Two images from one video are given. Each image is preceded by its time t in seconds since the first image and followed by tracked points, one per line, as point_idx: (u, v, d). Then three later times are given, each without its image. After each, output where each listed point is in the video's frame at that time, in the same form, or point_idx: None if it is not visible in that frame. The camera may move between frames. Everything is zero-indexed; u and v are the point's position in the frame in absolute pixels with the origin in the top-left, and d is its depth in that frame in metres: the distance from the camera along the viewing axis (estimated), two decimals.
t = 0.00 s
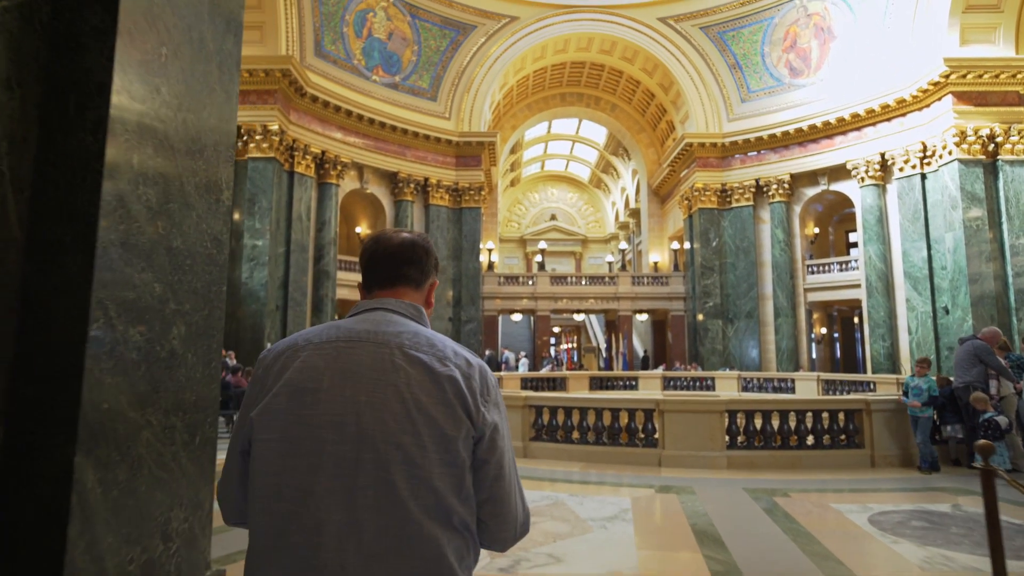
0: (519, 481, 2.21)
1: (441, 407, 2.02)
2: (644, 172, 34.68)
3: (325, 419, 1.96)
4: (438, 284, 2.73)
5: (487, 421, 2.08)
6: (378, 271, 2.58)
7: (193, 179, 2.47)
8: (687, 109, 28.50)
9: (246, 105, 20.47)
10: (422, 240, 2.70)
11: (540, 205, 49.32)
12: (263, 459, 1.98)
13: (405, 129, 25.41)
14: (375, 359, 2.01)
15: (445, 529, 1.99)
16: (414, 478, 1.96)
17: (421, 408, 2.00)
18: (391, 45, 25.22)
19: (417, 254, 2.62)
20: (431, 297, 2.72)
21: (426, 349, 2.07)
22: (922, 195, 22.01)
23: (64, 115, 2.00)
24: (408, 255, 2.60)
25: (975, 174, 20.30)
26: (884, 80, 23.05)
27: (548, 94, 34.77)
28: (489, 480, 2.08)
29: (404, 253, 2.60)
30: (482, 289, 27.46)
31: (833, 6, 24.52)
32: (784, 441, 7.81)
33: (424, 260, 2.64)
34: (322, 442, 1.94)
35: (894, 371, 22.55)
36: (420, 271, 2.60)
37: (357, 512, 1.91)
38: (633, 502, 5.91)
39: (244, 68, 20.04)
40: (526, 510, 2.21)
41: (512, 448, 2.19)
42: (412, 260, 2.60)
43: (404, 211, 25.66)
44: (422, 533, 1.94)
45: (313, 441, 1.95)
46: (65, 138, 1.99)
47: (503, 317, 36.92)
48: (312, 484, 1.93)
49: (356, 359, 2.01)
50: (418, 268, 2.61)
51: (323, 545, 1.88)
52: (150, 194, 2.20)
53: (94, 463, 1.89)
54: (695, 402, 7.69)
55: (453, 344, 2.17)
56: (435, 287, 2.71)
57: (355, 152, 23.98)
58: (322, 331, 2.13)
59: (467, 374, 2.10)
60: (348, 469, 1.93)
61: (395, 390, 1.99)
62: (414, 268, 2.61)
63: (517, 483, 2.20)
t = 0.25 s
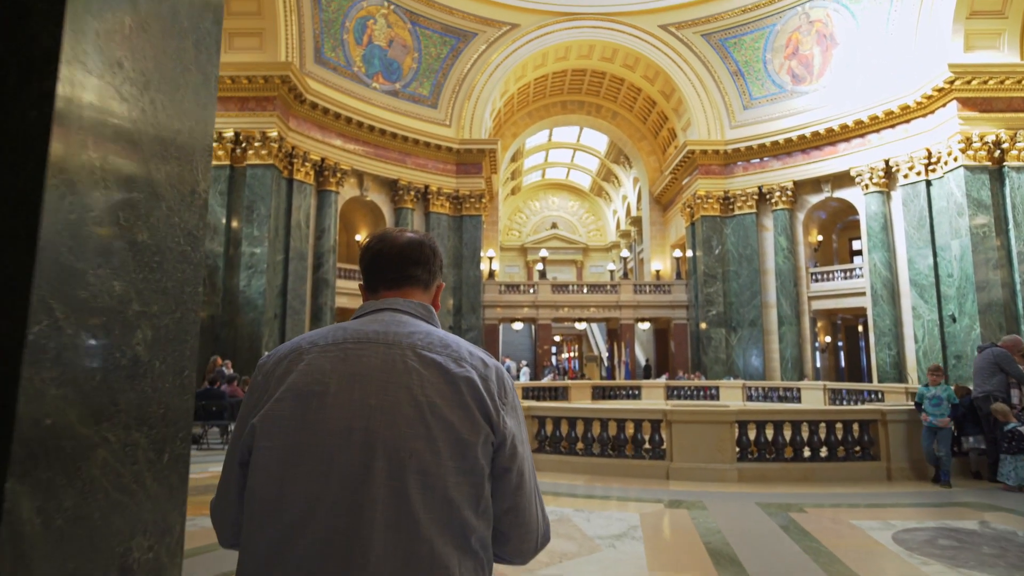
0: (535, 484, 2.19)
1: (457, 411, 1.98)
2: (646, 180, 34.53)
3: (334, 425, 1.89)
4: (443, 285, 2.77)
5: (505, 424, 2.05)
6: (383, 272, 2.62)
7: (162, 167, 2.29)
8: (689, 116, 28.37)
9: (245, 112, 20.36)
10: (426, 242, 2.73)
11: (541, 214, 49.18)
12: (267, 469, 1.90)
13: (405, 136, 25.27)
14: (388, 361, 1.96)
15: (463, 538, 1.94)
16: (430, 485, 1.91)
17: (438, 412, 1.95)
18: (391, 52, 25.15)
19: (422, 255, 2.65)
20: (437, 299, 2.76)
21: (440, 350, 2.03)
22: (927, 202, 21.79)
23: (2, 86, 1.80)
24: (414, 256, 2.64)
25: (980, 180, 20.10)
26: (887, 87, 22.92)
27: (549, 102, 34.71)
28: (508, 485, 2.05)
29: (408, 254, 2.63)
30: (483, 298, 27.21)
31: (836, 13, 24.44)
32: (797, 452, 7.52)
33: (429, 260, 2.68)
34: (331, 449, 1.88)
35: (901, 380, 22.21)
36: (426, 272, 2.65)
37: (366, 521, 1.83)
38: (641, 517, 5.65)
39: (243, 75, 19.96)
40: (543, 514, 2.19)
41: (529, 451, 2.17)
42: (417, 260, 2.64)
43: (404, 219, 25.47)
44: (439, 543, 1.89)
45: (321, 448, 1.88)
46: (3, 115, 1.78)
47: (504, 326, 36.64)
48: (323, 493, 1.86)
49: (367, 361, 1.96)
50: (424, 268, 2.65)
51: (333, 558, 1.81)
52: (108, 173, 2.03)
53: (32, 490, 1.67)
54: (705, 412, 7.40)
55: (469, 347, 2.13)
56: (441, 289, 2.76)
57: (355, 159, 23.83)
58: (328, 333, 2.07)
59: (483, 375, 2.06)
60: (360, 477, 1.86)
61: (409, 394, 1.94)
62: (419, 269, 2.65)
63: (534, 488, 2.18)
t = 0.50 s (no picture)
0: (545, 498, 2.03)
1: (454, 425, 1.82)
2: (647, 188, 34.37)
3: (321, 448, 1.74)
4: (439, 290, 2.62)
5: (508, 435, 1.89)
6: (373, 282, 2.47)
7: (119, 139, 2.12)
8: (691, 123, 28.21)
9: (244, 117, 20.23)
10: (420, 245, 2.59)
11: (541, 222, 49.02)
12: (254, 500, 1.77)
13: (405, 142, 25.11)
14: (377, 375, 1.81)
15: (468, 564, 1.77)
16: (427, 509, 1.74)
17: (433, 427, 1.79)
18: (391, 59, 25.05)
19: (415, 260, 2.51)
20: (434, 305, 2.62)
21: (433, 360, 1.88)
22: (932, 208, 21.55)
23: None
24: (407, 261, 2.49)
25: (986, 187, 19.89)
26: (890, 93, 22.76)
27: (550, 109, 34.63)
28: (515, 503, 1.89)
29: (401, 261, 2.49)
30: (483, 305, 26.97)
31: (838, 20, 24.34)
32: (810, 464, 7.23)
33: (423, 267, 2.55)
34: (319, 474, 1.73)
35: (907, 389, 21.89)
36: (420, 279, 2.50)
37: (360, 551, 1.67)
38: (649, 532, 5.35)
39: (242, 80, 19.86)
40: (557, 531, 2.03)
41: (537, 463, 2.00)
42: (410, 267, 2.49)
43: (404, 226, 25.27)
44: (442, 571, 1.73)
45: (308, 473, 1.73)
46: None
47: (505, 334, 36.37)
48: (311, 522, 1.71)
49: (354, 377, 1.81)
50: (418, 275, 2.51)
51: None
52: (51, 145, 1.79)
53: None
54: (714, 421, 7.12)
55: (466, 353, 1.97)
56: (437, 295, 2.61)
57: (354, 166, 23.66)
58: (315, 349, 1.93)
59: (481, 384, 1.90)
60: (352, 503, 1.71)
61: (401, 410, 1.78)
62: (412, 277, 2.51)
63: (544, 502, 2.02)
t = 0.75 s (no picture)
0: (550, 491, 1.90)
1: (440, 415, 1.74)
2: (648, 195, 34.20)
3: (302, 446, 1.69)
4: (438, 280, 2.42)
5: (499, 425, 1.78)
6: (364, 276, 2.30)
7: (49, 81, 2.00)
8: (692, 130, 28.03)
9: (242, 124, 20.03)
10: (414, 234, 2.40)
11: (541, 230, 48.83)
12: (241, 502, 1.74)
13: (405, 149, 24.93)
14: (359, 366, 1.75)
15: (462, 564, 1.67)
16: (412, 504, 1.67)
17: (416, 417, 1.72)
18: (391, 66, 24.95)
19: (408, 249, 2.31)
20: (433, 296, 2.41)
21: (418, 349, 1.81)
22: (937, 215, 21.33)
23: None
24: (397, 251, 2.28)
25: (992, 192, 19.68)
26: (893, 99, 22.61)
27: (550, 117, 34.55)
28: (514, 498, 1.76)
29: (391, 251, 2.31)
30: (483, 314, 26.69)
31: (839, 26, 24.26)
32: (823, 476, 6.95)
33: (418, 255, 2.34)
34: (300, 472, 1.67)
35: (913, 398, 21.55)
36: (413, 268, 2.30)
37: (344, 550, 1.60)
38: (658, 550, 5.07)
39: (240, 86, 19.69)
40: (567, 530, 1.88)
41: (539, 455, 1.88)
42: (402, 256, 2.29)
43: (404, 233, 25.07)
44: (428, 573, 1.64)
45: (290, 472, 1.68)
46: None
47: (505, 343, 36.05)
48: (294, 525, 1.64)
49: (336, 370, 1.76)
50: (411, 265, 2.31)
51: None
52: None
53: None
54: (723, 432, 6.83)
55: (454, 341, 1.88)
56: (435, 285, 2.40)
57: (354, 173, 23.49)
58: (302, 347, 1.90)
59: (469, 372, 1.81)
60: (333, 501, 1.64)
61: (383, 402, 1.71)
62: (405, 266, 2.30)
63: (549, 496, 1.89)
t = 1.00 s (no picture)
0: (574, 527, 1.66)
1: (444, 437, 1.57)
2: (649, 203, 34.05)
3: (296, 464, 1.57)
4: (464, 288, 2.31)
5: (511, 449, 1.58)
6: (383, 280, 2.21)
7: None
8: (693, 137, 27.89)
9: (240, 131, 19.88)
10: (442, 238, 2.30)
11: (542, 238, 48.70)
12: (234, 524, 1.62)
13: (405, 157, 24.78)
14: (360, 380, 1.62)
15: None
16: (411, 535, 1.50)
17: (418, 437, 1.56)
18: (391, 73, 24.85)
19: (433, 252, 2.21)
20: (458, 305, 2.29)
21: (424, 362, 1.66)
22: (941, 222, 21.10)
23: None
24: (420, 254, 2.19)
25: (997, 199, 19.46)
26: (896, 106, 22.45)
27: (550, 125, 34.48)
28: (528, 532, 1.54)
29: (413, 255, 2.20)
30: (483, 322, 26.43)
31: (840, 33, 24.18)
32: (838, 490, 6.67)
33: (442, 259, 2.22)
34: (291, 494, 1.55)
35: (919, 407, 21.23)
36: (435, 274, 2.18)
37: None
38: (668, 570, 4.79)
39: (239, 93, 19.57)
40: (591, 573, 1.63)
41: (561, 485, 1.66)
42: (423, 261, 2.20)
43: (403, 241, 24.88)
44: None
45: (282, 493, 1.56)
46: None
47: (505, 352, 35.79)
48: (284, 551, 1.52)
49: (337, 383, 1.64)
50: (433, 270, 2.20)
51: None
52: None
53: None
54: (733, 443, 6.57)
55: (466, 353, 1.71)
56: (459, 294, 2.29)
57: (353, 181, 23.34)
58: (306, 355, 1.79)
59: (480, 389, 1.63)
60: (326, 528, 1.50)
61: (382, 420, 1.57)
62: (427, 272, 2.20)
63: (572, 534, 1.65)
